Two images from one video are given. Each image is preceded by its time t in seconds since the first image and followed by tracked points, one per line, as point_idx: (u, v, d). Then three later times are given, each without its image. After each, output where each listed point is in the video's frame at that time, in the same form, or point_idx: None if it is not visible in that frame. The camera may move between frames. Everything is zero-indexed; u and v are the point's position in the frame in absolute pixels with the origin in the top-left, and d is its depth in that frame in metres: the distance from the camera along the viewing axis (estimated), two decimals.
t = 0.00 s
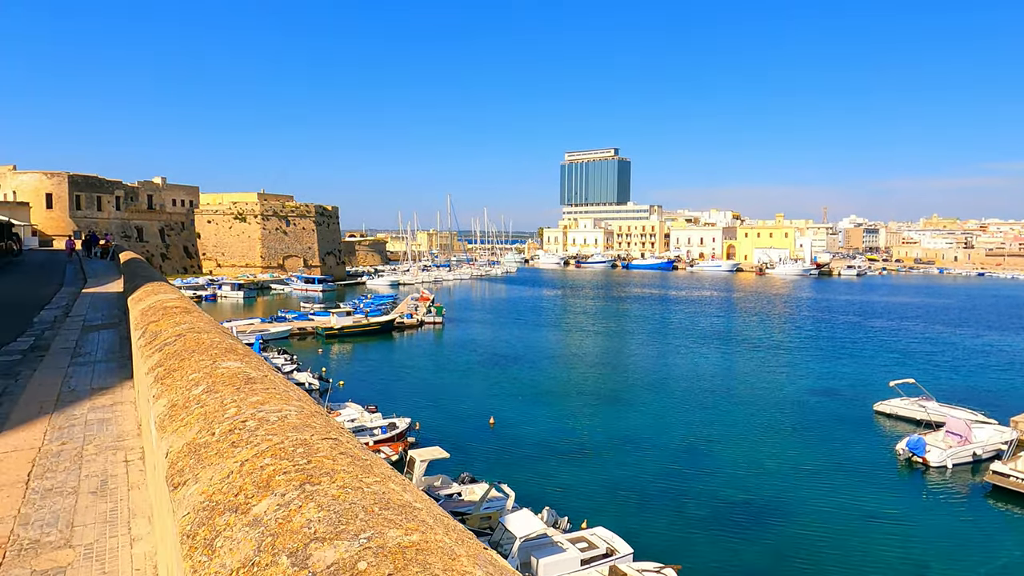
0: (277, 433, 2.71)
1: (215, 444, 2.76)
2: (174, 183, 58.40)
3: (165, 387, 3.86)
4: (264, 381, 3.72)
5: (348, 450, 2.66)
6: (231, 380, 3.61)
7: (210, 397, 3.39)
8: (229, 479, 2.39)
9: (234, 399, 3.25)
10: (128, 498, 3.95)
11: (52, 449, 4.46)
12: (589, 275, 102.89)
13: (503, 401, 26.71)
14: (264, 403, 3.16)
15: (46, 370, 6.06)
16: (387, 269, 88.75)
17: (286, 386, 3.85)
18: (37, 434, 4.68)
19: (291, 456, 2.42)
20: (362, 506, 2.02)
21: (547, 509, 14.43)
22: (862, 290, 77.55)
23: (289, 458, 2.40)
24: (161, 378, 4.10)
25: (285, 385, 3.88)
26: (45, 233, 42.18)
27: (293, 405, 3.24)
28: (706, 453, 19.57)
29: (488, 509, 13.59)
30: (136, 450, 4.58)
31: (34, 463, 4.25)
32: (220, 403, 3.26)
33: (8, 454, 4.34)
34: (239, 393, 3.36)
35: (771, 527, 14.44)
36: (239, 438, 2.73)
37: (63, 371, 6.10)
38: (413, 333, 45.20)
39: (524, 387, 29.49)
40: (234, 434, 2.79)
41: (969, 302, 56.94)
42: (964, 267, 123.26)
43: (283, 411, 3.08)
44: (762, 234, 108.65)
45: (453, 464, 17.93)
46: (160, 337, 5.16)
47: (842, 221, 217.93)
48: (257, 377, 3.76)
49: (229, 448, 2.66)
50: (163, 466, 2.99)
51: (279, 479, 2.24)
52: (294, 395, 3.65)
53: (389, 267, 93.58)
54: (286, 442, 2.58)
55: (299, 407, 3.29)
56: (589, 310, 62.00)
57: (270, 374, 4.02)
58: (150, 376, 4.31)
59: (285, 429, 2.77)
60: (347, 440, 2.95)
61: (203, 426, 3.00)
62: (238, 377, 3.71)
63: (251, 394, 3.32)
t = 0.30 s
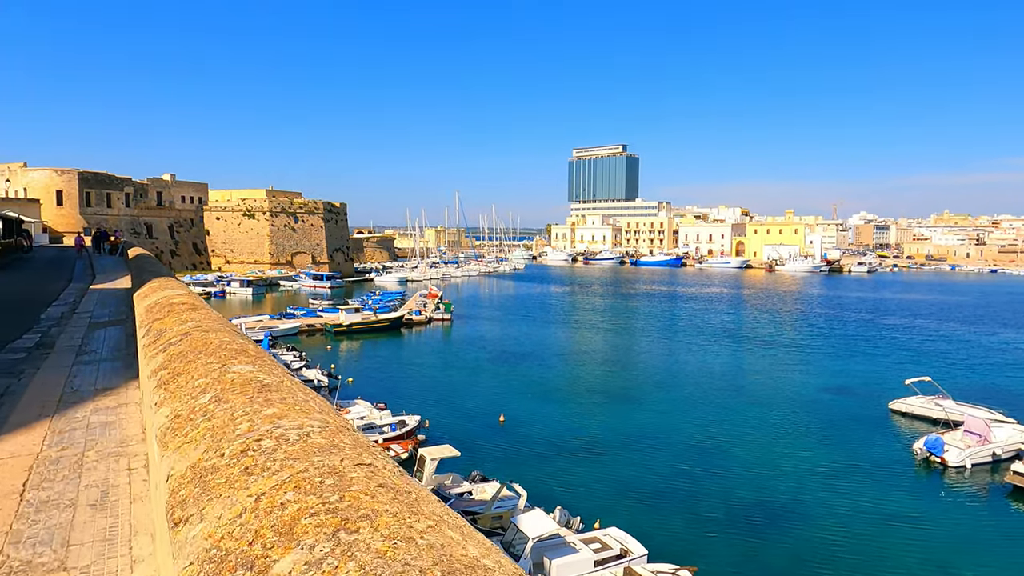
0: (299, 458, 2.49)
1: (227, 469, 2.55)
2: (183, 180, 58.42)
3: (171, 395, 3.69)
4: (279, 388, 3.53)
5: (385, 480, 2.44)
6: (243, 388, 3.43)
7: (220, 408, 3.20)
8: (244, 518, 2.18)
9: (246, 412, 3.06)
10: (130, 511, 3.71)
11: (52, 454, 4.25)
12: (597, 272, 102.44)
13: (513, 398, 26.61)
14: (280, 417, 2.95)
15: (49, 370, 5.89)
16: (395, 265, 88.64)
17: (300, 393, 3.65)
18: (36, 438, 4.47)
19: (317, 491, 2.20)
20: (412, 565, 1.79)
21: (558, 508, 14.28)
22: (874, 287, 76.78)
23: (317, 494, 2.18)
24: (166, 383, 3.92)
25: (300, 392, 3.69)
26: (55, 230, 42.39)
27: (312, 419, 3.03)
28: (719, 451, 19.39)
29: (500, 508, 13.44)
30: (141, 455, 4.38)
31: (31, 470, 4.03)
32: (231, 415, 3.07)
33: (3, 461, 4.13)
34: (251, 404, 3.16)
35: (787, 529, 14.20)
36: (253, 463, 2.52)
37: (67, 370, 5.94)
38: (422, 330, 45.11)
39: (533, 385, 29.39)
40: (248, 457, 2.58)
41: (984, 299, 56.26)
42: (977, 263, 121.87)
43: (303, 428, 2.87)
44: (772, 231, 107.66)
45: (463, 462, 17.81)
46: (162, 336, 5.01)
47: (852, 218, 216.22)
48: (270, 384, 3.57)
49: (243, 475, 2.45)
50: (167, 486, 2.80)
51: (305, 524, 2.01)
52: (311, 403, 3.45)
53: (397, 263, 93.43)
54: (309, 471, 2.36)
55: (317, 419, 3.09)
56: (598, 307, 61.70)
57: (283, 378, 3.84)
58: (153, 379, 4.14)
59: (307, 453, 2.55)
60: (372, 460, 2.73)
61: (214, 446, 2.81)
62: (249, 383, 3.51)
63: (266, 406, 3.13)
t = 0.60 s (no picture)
0: (350, 535, 1.89)
1: (260, 548, 1.97)
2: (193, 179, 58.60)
3: (189, 429, 3.19)
4: (311, 424, 2.96)
5: None
6: (271, 426, 2.88)
7: (244, 455, 2.63)
8: None
9: (278, 460, 2.49)
10: (141, 544, 3.34)
11: (57, 476, 3.93)
12: (607, 271, 102.11)
13: (524, 399, 26.43)
14: (318, 469, 2.36)
15: (57, 377, 5.71)
16: (405, 264, 88.62)
17: (336, 427, 3.07)
18: (39, 456, 4.17)
19: None
20: None
21: (572, 512, 14.09)
22: (886, 286, 76.04)
23: None
24: (181, 417, 3.39)
25: (335, 425, 3.11)
26: (67, 229, 42.67)
27: (356, 470, 2.43)
28: (735, 453, 19.13)
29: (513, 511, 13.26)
30: (153, 475, 4.08)
31: (34, 493, 3.71)
32: (260, 463, 2.50)
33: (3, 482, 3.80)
34: (279, 449, 2.58)
35: (806, 536, 13.92)
36: (291, 543, 1.93)
37: (75, 378, 5.76)
38: (432, 329, 45.01)
39: (545, 385, 29.22)
40: (285, 531, 1.99)
41: (1000, 299, 55.59)
42: (991, 261, 120.54)
43: (347, 486, 2.25)
44: (783, 230, 106.89)
45: (476, 464, 17.65)
46: (172, 357, 4.57)
47: (864, 217, 214.31)
48: (301, 420, 3.01)
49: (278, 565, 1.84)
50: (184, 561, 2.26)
51: None
52: (350, 443, 2.86)
53: (406, 262, 93.49)
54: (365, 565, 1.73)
55: (360, 469, 2.48)
56: (608, 306, 61.39)
57: (315, 410, 3.28)
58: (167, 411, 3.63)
59: (358, 528, 1.92)
60: (441, 535, 2.09)
61: (239, 509, 2.24)
62: (276, 420, 2.95)
63: (300, 453, 2.54)
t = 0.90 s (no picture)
0: None
1: None
2: (202, 178, 58.66)
3: (223, 451, 2.68)
4: (372, 452, 2.44)
5: None
6: (324, 454, 2.37)
7: (305, 492, 2.12)
8: None
9: (348, 503, 1.98)
10: (163, 571, 3.08)
11: (72, 490, 3.74)
12: (615, 268, 101.64)
13: (536, 398, 26.21)
14: (401, 516, 1.87)
15: (71, 381, 5.59)
16: (412, 263, 88.48)
17: (398, 455, 2.56)
18: (53, 467, 4.00)
19: None
20: None
21: (587, 513, 13.93)
22: (898, 283, 75.22)
23: None
24: (214, 435, 2.88)
25: (397, 453, 2.59)
26: (78, 228, 42.87)
27: (444, 516, 1.97)
28: (750, 454, 18.90)
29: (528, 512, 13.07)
30: (174, 489, 3.88)
31: (47, 510, 3.51)
32: (328, 505, 1.99)
33: (16, 496, 3.62)
34: (346, 489, 2.07)
35: (827, 539, 13.67)
36: None
37: (90, 381, 5.62)
38: (441, 327, 44.88)
39: (556, 384, 28.99)
40: None
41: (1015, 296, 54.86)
42: (1004, 258, 119.15)
43: (440, 540, 1.77)
44: (792, 227, 105.98)
45: (488, 463, 17.51)
46: (196, 363, 4.07)
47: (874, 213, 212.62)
48: (358, 446, 2.48)
49: None
50: None
51: None
52: (423, 475, 2.38)
53: (414, 261, 93.38)
54: None
55: (448, 518, 1.97)
56: (616, 305, 61.02)
57: (369, 432, 2.76)
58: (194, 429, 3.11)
59: None
60: None
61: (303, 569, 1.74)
62: (330, 443, 2.48)
63: (370, 489, 2.05)
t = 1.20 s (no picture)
0: None
1: None
2: (213, 176, 58.81)
3: (251, 484, 2.19)
4: (437, 493, 1.94)
5: None
6: (379, 496, 1.87)
7: (362, 552, 1.61)
8: None
9: (423, 573, 1.48)
10: None
11: (83, 506, 3.48)
12: (625, 265, 101.25)
13: (548, 397, 26.06)
14: None
15: (83, 384, 5.48)
16: (422, 260, 88.47)
17: (465, 497, 2.05)
18: (64, 479, 3.77)
19: None
20: None
21: (603, 514, 13.78)
22: (912, 281, 74.49)
23: None
24: (239, 461, 2.40)
25: (463, 493, 2.08)
26: (90, 226, 43.10)
27: None
28: (766, 454, 18.70)
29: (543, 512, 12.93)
30: (192, 505, 3.60)
31: (57, 528, 3.25)
32: None
33: (22, 513, 3.36)
34: (415, 551, 1.58)
35: (847, 544, 13.40)
36: None
37: (102, 386, 5.48)
38: (451, 325, 44.81)
39: (568, 383, 28.79)
40: None
41: None
42: (1019, 255, 117.64)
43: None
44: (804, 224, 105.10)
45: (501, 463, 17.40)
46: (216, 374, 3.61)
47: (887, 210, 210.74)
48: (417, 485, 1.97)
49: None
50: None
51: None
52: (498, 525, 1.88)
53: (423, 258, 93.42)
54: None
55: None
56: (627, 302, 60.75)
57: (426, 463, 2.26)
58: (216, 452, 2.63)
59: None
60: None
61: None
62: (384, 481, 1.97)
63: (447, 553, 1.55)
